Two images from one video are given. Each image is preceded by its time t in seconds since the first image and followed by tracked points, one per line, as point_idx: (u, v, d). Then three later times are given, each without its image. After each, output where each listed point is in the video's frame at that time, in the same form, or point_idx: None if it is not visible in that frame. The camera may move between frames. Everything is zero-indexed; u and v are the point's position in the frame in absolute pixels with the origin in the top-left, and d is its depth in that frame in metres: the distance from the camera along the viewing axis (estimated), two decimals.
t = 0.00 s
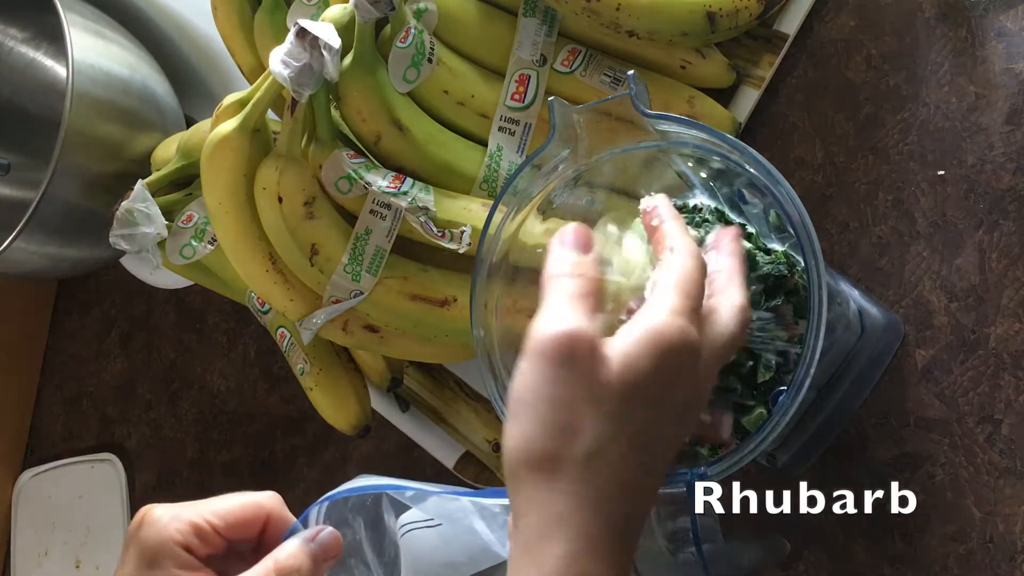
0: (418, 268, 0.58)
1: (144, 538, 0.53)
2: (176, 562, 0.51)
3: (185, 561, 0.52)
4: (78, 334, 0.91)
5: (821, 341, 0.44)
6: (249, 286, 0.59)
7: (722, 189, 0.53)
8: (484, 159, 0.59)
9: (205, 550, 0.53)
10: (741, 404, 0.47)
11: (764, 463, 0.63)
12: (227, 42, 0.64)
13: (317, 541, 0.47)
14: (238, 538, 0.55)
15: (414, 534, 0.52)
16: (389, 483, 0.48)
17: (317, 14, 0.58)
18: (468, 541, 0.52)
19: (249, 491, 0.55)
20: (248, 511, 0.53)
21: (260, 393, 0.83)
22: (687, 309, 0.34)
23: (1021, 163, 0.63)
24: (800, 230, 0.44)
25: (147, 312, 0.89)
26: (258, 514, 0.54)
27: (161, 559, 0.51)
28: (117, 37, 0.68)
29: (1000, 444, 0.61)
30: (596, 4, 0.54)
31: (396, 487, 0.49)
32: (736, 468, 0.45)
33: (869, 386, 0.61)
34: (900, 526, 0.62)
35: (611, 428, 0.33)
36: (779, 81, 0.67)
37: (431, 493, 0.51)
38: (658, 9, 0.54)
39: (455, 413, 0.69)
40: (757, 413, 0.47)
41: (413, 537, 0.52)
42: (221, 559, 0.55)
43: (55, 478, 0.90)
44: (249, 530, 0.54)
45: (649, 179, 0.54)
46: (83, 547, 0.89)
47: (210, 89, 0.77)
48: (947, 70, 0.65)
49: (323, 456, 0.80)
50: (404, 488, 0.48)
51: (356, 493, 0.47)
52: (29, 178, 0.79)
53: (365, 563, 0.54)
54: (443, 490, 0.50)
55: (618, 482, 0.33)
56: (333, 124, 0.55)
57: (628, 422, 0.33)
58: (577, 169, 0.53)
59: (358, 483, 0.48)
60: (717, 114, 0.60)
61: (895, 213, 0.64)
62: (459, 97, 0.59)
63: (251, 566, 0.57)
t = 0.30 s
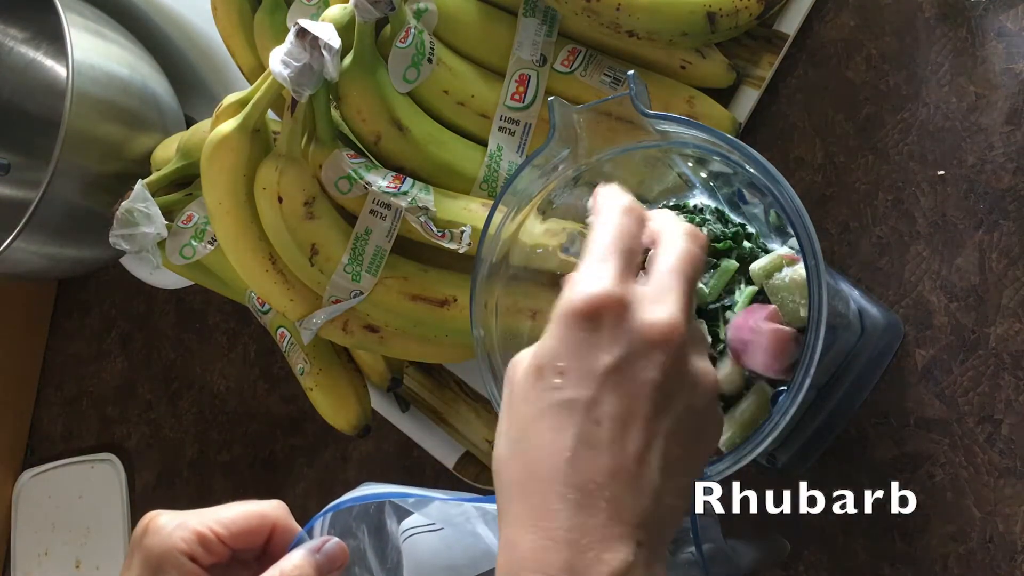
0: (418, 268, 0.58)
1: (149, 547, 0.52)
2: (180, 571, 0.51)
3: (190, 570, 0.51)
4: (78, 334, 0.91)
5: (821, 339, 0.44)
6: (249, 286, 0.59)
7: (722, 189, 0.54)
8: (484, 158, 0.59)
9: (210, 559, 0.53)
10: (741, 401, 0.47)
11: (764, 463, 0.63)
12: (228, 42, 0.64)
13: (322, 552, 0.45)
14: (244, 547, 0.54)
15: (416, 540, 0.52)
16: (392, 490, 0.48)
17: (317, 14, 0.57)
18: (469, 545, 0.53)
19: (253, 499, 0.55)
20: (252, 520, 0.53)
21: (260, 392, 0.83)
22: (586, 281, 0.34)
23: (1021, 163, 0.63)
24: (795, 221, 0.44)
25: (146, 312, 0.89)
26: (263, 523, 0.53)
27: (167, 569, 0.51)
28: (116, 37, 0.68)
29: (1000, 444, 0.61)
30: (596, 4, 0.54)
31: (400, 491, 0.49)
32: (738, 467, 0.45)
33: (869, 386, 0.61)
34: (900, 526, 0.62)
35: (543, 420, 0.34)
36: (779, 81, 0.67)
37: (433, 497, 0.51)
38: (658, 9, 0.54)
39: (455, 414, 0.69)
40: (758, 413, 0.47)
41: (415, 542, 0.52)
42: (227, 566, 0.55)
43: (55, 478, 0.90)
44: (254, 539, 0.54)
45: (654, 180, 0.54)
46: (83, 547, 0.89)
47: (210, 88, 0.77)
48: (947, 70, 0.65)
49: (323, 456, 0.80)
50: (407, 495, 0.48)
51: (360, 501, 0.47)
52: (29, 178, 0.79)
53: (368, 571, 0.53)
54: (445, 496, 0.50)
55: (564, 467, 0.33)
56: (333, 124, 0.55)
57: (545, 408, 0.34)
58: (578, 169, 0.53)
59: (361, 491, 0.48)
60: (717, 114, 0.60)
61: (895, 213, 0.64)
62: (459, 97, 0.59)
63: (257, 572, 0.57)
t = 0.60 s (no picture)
0: (418, 268, 0.58)
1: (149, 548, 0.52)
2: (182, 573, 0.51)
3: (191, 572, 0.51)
4: (78, 334, 0.91)
5: (821, 339, 0.44)
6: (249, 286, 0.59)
7: (722, 190, 0.54)
8: (484, 158, 0.59)
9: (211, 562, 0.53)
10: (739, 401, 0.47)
11: (764, 463, 0.63)
12: (228, 42, 0.64)
13: (324, 554, 0.46)
14: (244, 549, 0.55)
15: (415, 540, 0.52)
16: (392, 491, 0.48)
17: (317, 14, 0.57)
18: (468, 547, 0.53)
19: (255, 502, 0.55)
20: (256, 522, 0.53)
21: (260, 392, 0.83)
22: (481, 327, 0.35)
23: (1021, 163, 0.63)
24: (795, 221, 0.44)
25: (146, 312, 0.89)
26: (265, 526, 0.54)
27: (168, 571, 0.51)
28: (116, 37, 0.68)
29: (999, 444, 0.61)
30: (596, 4, 0.54)
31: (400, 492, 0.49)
32: (738, 467, 0.45)
33: (869, 386, 0.61)
34: (900, 526, 0.62)
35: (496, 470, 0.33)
36: (779, 81, 0.67)
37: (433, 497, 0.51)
38: (658, 9, 0.54)
39: (455, 414, 0.69)
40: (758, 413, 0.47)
41: (414, 543, 0.52)
42: (226, 568, 0.55)
43: (55, 478, 0.90)
44: (255, 541, 0.54)
45: (654, 181, 0.55)
46: (83, 547, 0.89)
47: (210, 88, 0.77)
48: (947, 70, 0.65)
49: (323, 456, 0.80)
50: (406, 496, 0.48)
51: (359, 502, 0.47)
52: (29, 178, 0.79)
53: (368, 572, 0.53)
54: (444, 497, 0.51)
55: (524, 502, 0.31)
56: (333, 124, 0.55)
57: (501, 457, 0.33)
58: (578, 169, 0.53)
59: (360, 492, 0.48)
60: (717, 114, 0.60)
61: (895, 213, 0.64)
62: (459, 97, 0.59)
63: (258, 573, 0.57)
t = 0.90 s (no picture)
0: (418, 268, 0.58)
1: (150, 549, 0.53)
2: (181, 572, 0.51)
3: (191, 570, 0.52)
4: (78, 334, 0.91)
5: (821, 338, 0.44)
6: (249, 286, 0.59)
7: (722, 189, 0.53)
8: (484, 158, 0.59)
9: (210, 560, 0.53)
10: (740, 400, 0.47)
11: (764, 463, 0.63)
12: (228, 43, 0.64)
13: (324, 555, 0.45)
14: (245, 550, 0.55)
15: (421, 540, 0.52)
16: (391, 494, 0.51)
17: (317, 14, 0.57)
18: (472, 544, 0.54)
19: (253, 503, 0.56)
20: (256, 521, 0.54)
21: (260, 392, 0.83)
22: (324, 474, 0.32)
23: (1022, 163, 0.63)
24: (795, 220, 0.44)
25: (146, 312, 0.89)
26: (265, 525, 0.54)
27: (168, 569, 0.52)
28: (116, 37, 0.68)
29: (1000, 444, 0.61)
30: (596, 5, 0.54)
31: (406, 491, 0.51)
32: (737, 468, 0.45)
33: (870, 386, 0.61)
34: (900, 526, 0.62)
35: None
36: (779, 81, 0.67)
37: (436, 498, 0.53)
38: (658, 9, 0.54)
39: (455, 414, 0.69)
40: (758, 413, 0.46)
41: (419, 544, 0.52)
42: (226, 569, 0.55)
43: (55, 478, 0.90)
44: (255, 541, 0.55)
45: (654, 181, 0.55)
46: (83, 547, 0.89)
47: (210, 88, 0.77)
48: (947, 70, 0.65)
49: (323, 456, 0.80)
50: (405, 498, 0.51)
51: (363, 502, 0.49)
52: (29, 178, 0.79)
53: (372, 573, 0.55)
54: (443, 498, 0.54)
55: None
56: (333, 124, 0.55)
57: None
58: (578, 169, 0.54)
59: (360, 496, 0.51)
60: (717, 113, 0.60)
61: (895, 213, 0.64)
62: (459, 97, 0.59)
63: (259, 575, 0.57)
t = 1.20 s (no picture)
0: (418, 268, 0.58)
1: None
2: None
3: None
4: (78, 334, 0.91)
5: (821, 339, 0.44)
6: (249, 286, 0.59)
7: (722, 189, 0.53)
8: (484, 158, 0.59)
9: None
10: (737, 404, 0.47)
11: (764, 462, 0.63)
12: (228, 42, 0.64)
13: None
14: None
15: None
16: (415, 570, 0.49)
17: (317, 14, 0.57)
18: None
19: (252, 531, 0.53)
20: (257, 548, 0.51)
21: (260, 392, 0.83)
22: None
23: (1022, 163, 0.63)
24: (795, 221, 0.44)
25: (146, 312, 0.89)
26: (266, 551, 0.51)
27: None
28: (117, 37, 0.68)
29: (1000, 444, 0.61)
30: (596, 5, 0.54)
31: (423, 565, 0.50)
32: (737, 467, 0.45)
33: (870, 385, 0.61)
34: (900, 526, 0.62)
35: None
36: (779, 81, 0.67)
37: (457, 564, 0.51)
38: (658, 10, 0.54)
39: (456, 413, 0.69)
40: (758, 413, 0.46)
41: None
42: None
43: (55, 479, 0.90)
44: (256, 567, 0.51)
45: (654, 181, 0.55)
46: (83, 547, 0.89)
47: (210, 88, 0.77)
48: (947, 70, 0.65)
49: (323, 456, 0.80)
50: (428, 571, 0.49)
51: None
52: (28, 178, 0.79)
53: None
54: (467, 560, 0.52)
55: None
56: (333, 124, 0.55)
57: None
58: (578, 169, 0.54)
59: None
60: (717, 113, 0.60)
61: (895, 213, 0.64)
62: (459, 97, 0.59)
63: None
